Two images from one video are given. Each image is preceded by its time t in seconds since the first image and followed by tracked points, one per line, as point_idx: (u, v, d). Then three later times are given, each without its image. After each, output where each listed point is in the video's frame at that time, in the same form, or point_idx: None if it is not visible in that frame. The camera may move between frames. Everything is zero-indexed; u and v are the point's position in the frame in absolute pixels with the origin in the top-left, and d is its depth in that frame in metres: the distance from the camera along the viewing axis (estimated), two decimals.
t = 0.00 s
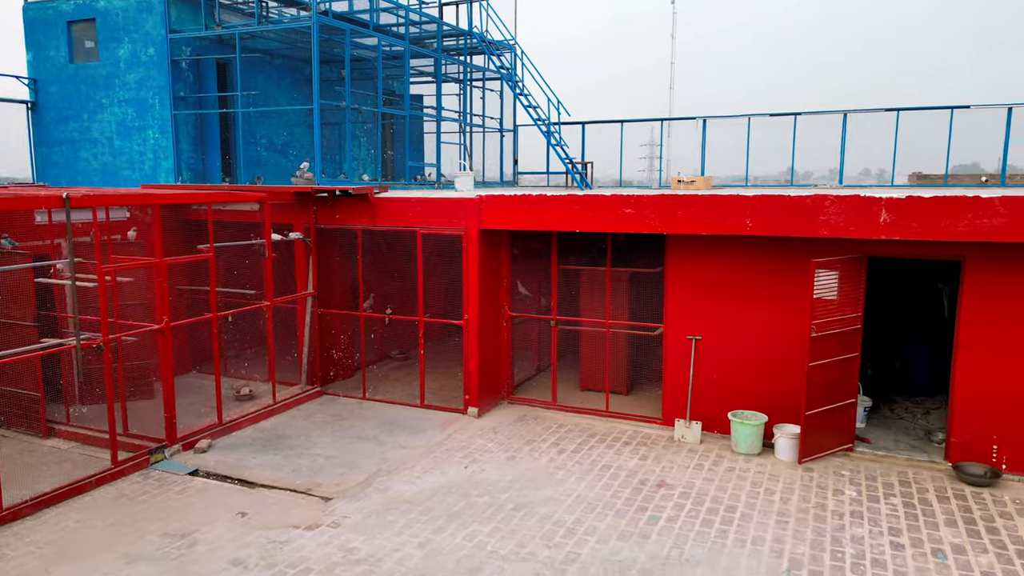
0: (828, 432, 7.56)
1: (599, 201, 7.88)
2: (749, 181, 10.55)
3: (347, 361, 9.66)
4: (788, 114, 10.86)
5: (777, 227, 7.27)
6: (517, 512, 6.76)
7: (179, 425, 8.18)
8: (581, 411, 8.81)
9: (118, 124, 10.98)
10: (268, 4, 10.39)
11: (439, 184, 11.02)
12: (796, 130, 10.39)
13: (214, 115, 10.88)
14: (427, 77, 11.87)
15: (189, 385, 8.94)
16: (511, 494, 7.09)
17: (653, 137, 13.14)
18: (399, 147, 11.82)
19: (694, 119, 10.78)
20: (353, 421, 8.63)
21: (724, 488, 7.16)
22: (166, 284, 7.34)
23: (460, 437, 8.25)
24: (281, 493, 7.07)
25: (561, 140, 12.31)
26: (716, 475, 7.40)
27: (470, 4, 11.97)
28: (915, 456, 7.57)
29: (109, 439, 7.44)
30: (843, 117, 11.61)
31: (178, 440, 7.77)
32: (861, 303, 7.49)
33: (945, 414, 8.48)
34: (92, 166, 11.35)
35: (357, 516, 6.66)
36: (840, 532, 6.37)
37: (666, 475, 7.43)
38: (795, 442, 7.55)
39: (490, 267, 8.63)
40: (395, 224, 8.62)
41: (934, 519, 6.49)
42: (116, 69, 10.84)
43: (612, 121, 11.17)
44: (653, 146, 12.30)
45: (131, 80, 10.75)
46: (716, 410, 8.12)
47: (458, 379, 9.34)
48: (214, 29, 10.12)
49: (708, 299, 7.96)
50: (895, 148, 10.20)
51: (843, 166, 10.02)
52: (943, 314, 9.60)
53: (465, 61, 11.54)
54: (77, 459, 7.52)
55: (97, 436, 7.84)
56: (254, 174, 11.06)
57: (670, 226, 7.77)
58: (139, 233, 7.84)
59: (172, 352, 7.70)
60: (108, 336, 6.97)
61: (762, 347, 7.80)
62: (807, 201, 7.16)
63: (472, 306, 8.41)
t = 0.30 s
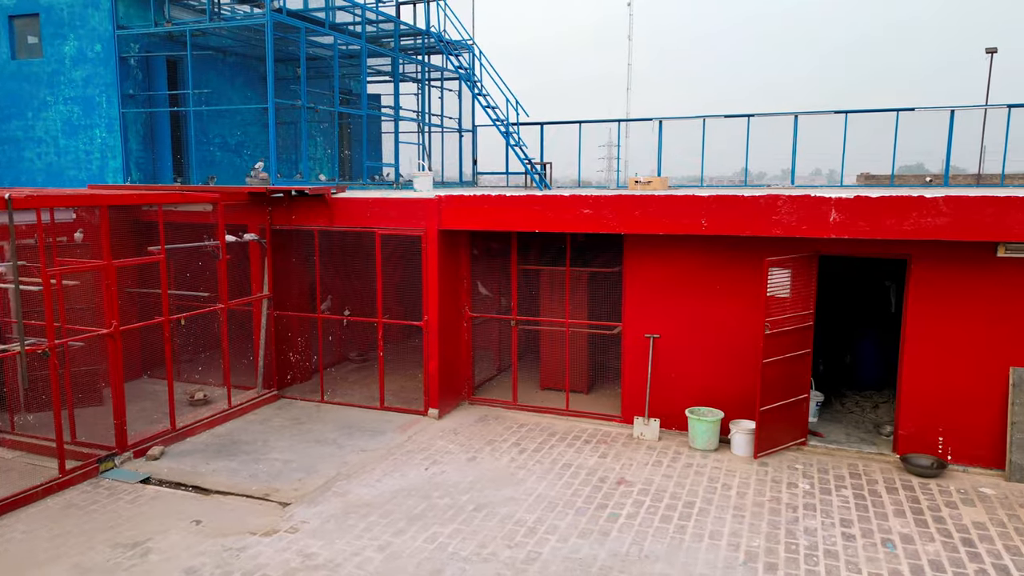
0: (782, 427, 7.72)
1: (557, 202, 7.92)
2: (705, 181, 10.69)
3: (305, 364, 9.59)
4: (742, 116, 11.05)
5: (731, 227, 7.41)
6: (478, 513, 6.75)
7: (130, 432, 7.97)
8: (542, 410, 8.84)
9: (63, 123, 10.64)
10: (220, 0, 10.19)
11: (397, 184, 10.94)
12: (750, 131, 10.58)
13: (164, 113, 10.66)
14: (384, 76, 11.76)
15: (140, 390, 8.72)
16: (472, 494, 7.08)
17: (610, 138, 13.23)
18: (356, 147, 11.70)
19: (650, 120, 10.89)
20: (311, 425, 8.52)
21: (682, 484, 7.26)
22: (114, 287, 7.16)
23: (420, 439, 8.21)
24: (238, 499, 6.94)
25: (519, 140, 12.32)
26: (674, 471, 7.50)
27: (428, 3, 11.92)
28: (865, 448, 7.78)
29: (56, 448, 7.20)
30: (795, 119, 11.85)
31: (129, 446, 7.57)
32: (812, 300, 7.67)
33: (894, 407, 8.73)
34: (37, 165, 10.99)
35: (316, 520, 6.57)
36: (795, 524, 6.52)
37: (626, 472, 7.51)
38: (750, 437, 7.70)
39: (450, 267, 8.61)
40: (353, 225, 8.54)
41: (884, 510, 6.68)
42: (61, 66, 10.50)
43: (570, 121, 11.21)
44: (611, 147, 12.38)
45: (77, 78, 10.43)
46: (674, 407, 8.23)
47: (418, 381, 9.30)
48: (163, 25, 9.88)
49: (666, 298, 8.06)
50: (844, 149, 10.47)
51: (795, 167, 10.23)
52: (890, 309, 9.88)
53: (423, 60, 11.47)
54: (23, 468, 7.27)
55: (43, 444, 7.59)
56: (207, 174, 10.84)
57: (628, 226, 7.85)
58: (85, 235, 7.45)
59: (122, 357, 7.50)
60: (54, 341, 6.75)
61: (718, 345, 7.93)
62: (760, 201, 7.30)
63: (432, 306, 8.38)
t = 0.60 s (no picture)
0: (737, 422, 7.86)
1: (516, 202, 7.94)
2: (661, 181, 10.82)
3: (261, 367, 9.47)
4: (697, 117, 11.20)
5: (686, 226, 7.52)
6: (439, 514, 6.73)
7: (78, 440, 7.74)
8: (502, 410, 8.85)
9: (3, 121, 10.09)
10: None
11: (355, 184, 10.83)
12: (704, 132, 10.74)
13: (111, 112, 10.50)
14: (341, 75, 11.63)
15: (87, 396, 8.46)
16: (432, 496, 7.05)
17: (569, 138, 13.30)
18: (311, 146, 11.55)
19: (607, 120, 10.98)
20: (268, 429, 8.39)
21: (641, 480, 7.34)
22: (60, 292, 7.00)
23: (380, 441, 8.15)
24: (192, 506, 6.79)
25: (478, 140, 12.30)
26: (633, 467, 7.58)
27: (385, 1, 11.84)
28: (817, 442, 7.97)
29: None
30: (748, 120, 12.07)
31: (77, 455, 7.35)
32: (765, 298, 7.83)
33: (844, 401, 8.96)
34: None
35: (273, 526, 6.46)
36: (750, 517, 6.65)
37: (586, 470, 7.57)
38: (707, 433, 7.82)
39: (408, 268, 8.56)
40: (309, 226, 8.45)
41: (835, 501, 6.86)
42: None
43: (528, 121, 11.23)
44: (569, 147, 12.44)
45: (18, 74, 9.88)
46: (632, 405, 8.33)
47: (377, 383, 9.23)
48: (110, 22, 9.63)
49: (624, 297, 8.15)
50: (795, 150, 10.71)
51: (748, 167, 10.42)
52: (840, 306, 10.15)
53: (380, 60, 11.39)
54: None
55: None
56: (157, 174, 10.62)
57: (586, 226, 7.91)
58: (30, 237, 7.25)
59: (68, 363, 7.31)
60: None
61: (674, 343, 8.05)
62: (714, 201, 7.42)
63: (391, 308, 8.32)
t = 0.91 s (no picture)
0: (694, 418, 7.99)
1: (474, 202, 7.93)
2: (619, 181, 10.93)
3: (215, 371, 9.33)
4: (654, 118, 11.35)
5: (642, 226, 7.61)
6: (399, 517, 6.69)
7: (23, 449, 7.48)
8: (462, 411, 8.84)
9: None
10: None
11: (311, 184, 10.69)
12: (660, 133, 10.89)
13: (56, 111, 10.16)
14: (296, 74, 11.46)
15: (32, 404, 8.19)
16: (392, 498, 7.00)
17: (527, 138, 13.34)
18: (266, 146, 11.46)
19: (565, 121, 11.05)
20: (222, 434, 8.24)
21: (600, 477, 7.41)
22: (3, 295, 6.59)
23: (338, 444, 8.06)
24: (143, 515, 6.62)
25: (436, 140, 12.28)
26: (593, 465, 7.64)
27: None
28: (771, 437, 8.14)
29: None
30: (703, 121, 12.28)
31: (22, 464, 7.09)
32: (720, 295, 7.97)
33: (797, 396, 9.17)
34: None
35: (229, 533, 6.34)
36: (707, 512, 6.76)
37: (546, 469, 7.60)
38: (664, 430, 7.93)
39: (366, 269, 8.49)
40: (263, 227, 8.32)
41: (789, 494, 7.02)
42: None
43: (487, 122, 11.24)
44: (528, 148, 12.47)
45: None
46: (592, 404, 8.39)
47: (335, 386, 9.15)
48: (54, 17, 9.34)
49: (582, 296, 8.21)
50: (748, 151, 10.94)
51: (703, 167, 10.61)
52: (792, 303, 10.38)
53: (336, 59, 11.29)
54: None
55: None
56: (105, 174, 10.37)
57: (544, 225, 7.94)
58: None
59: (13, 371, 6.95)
60: None
61: (632, 341, 8.14)
62: (670, 201, 7.52)
63: (349, 309, 8.25)
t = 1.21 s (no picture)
0: (652, 415, 8.10)
1: (432, 202, 7.90)
2: (577, 181, 11.01)
3: (168, 376, 9.13)
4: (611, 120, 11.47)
5: (599, 226, 7.69)
6: (358, 520, 6.63)
7: None
8: (422, 412, 8.81)
9: None
10: None
11: (266, 184, 10.53)
12: (617, 134, 11.02)
13: None
14: (249, 72, 11.27)
15: None
16: (351, 502, 6.94)
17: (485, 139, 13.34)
18: (218, 146, 11.25)
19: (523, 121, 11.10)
20: (175, 440, 8.06)
21: (560, 476, 7.46)
22: None
23: (295, 448, 7.96)
24: (92, 525, 6.43)
25: (394, 139, 12.23)
26: (553, 464, 7.69)
27: None
28: (727, 432, 8.30)
29: None
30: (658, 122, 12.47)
31: None
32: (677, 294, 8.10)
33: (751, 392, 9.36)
34: None
35: (183, 541, 6.19)
36: (665, 508, 6.86)
37: (506, 468, 7.63)
38: (623, 427, 8.02)
39: (323, 270, 8.40)
40: (217, 228, 8.15)
41: (744, 488, 7.17)
42: None
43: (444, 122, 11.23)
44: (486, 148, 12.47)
45: None
46: (551, 403, 8.45)
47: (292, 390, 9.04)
48: None
49: (542, 295, 8.26)
50: (702, 152, 11.15)
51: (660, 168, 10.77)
52: (745, 300, 10.61)
53: (290, 57, 11.23)
54: None
55: None
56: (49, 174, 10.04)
57: (503, 226, 7.95)
58: None
59: None
60: None
61: (590, 340, 8.22)
62: (626, 201, 7.60)
63: (305, 311, 8.15)
